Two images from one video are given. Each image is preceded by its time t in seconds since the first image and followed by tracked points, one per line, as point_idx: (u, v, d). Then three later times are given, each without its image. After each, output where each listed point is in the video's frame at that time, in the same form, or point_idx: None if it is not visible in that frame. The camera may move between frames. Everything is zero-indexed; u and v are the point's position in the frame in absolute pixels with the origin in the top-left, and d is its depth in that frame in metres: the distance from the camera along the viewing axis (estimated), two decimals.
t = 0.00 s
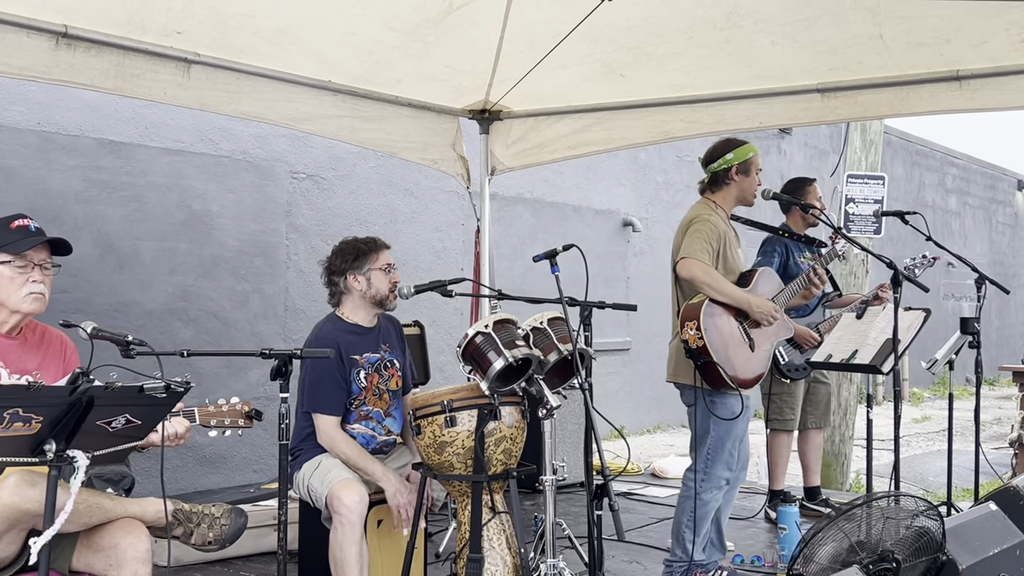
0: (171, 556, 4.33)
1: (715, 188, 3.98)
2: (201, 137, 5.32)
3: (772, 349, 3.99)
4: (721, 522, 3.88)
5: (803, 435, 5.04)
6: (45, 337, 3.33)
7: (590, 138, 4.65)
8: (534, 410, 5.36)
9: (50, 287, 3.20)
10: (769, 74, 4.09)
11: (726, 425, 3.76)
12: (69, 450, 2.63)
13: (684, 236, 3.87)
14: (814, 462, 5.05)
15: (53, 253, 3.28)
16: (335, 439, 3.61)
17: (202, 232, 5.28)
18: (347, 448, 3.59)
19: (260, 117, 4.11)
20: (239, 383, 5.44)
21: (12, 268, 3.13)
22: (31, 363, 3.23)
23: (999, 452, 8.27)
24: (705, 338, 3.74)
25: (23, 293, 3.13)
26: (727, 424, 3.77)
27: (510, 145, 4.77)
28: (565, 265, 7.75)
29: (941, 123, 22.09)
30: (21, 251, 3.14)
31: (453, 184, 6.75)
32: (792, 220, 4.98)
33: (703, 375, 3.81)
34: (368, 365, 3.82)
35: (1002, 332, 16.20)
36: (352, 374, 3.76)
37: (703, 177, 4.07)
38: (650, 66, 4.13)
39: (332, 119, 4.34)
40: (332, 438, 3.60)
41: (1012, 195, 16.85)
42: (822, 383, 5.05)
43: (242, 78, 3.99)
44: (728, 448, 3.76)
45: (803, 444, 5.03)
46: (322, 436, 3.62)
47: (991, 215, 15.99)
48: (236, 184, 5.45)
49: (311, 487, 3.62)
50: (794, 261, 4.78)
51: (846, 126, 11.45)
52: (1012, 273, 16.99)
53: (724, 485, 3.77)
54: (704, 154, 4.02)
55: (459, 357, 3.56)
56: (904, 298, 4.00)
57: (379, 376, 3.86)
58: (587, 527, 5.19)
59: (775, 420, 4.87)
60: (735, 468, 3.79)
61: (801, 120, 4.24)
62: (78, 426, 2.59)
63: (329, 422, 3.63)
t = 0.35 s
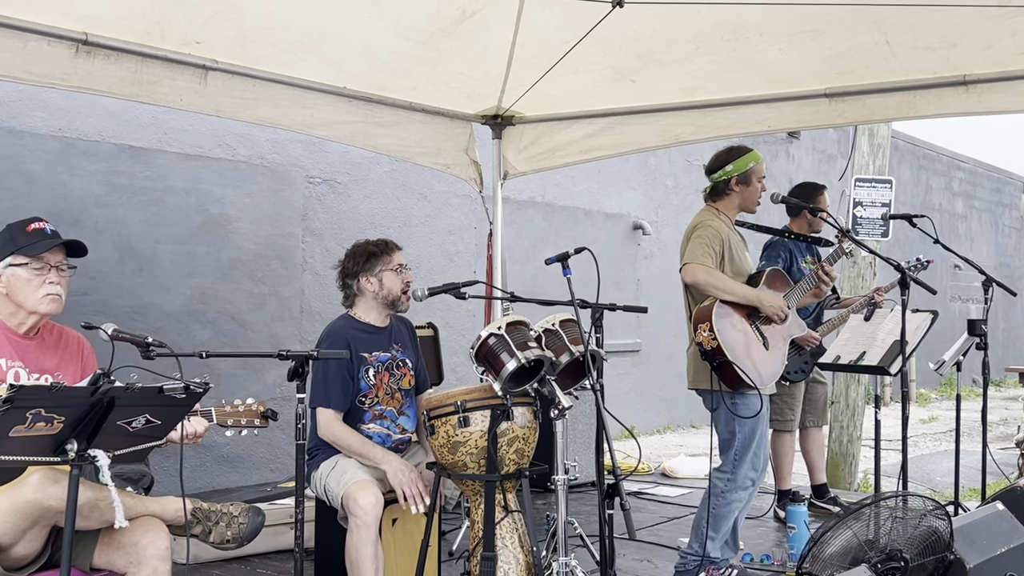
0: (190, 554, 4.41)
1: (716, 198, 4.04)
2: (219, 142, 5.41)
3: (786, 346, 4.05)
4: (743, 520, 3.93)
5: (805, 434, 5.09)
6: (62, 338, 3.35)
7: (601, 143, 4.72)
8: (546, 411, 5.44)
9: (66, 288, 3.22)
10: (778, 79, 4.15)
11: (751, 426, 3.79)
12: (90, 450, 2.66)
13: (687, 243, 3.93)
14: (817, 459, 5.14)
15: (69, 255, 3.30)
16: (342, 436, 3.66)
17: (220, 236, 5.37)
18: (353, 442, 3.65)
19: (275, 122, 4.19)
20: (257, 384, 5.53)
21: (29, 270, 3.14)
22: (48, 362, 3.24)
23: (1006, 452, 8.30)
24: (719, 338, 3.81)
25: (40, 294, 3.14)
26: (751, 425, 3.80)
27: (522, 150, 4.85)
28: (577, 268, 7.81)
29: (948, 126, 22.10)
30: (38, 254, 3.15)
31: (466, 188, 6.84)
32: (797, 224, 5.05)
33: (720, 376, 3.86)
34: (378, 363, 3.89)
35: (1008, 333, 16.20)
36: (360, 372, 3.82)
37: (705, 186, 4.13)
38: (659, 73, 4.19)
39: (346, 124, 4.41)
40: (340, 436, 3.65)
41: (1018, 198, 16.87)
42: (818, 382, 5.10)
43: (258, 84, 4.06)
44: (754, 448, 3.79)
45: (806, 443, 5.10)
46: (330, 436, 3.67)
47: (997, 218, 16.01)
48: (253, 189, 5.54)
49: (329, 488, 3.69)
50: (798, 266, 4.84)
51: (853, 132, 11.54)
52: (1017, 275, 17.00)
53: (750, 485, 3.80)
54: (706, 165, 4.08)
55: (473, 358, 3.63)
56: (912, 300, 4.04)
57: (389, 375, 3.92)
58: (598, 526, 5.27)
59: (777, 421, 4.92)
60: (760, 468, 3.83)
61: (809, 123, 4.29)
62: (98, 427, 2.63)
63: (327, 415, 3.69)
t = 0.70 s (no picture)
0: (207, 550, 4.51)
1: (723, 199, 4.11)
2: (235, 147, 5.51)
3: (775, 351, 4.11)
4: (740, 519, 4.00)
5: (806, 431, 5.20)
6: (78, 338, 3.41)
7: (609, 146, 4.80)
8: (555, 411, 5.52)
9: (83, 289, 3.28)
10: (785, 84, 4.21)
11: (742, 427, 3.85)
12: (109, 447, 2.72)
13: (691, 241, 4.00)
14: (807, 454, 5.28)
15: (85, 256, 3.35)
16: (342, 432, 3.77)
17: (236, 238, 5.47)
18: (353, 438, 3.78)
19: (289, 126, 4.27)
20: (272, 383, 5.63)
21: (45, 272, 3.20)
22: (64, 363, 3.32)
23: (1010, 451, 8.34)
24: (710, 342, 3.86)
25: (56, 295, 3.20)
26: (742, 426, 3.86)
27: (532, 154, 4.93)
28: (587, 270, 7.89)
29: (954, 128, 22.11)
30: (54, 255, 3.21)
31: (477, 191, 6.94)
32: (797, 227, 5.11)
33: (709, 378, 3.92)
34: (386, 364, 3.97)
35: (1011, 334, 16.21)
36: (368, 371, 3.91)
37: (713, 186, 4.20)
38: (667, 78, 4.26)
39: (359, 128, 4.49)
40: (340, 431, 3.76)
41: None
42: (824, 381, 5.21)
43: (273, 90, 4.14)
44: (747, 449, 3.86)
45: (806, 439, 5.21)
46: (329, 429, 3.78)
47: (1001, 220, 16.02)
48: (268, 192, 5.64)
49: (341, 482, 3.76)
50: (807, 266, 4.92)
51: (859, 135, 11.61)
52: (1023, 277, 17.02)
53: (745, 485, 3.87)
54: (717, 165, 4.13)
55: (484, 358, 3.70)
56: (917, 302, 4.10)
57: (398, 375, 4.00)
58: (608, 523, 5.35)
59: (792, 421, 4.97)
60: (754, 468, 3.90)
61: (815, 128, 4.36)
62: (117, 426, 2.69)
63: (331, 410, 3.79)
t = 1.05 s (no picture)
0: (221, 547, 4.60)
1: (713, 200, 4.18)
2: (248, 150, 5.60)
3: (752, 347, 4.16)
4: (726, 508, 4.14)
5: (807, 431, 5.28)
6: (90, 339, 3.44)
7: (616, 150, 4.87)
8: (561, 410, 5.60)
9: (94, 288, 3.33)
10: (789, 88, 4.28)
11: (719, 418, 3.99)
12: (126, 445, 2.79)
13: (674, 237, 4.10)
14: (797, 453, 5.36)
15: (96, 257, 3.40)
16: (374, 437, 3.82)
17: (250, 240, 5.57)
18: (386, 443, 3.81)
19: (302, 130, 4.34)
20: (285, 383, 5.72)
21: (58, 272, 3.24)
22: (78, 362, 3.35)
23: (1012, 450, 8.41)
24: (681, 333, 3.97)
25: (69, 295, 3.25)
26: (718, 417, 3.99)
27: (540, 157, 5.01)
28: (593, 271, 7.97)
29: (957, 129, 22.14)
30: (66, 256, 3.26)
31: (486, 194, 7.03)
32: (799, 228, 5.17)
33: (682, 369, 4.03)
34: (400, 369, 4.05)
35: (1013, 334, 16.25)
36: (386, 374, 3.99)
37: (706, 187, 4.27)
38: (673, 82, 4.34)
39: (370, 132, 4.57)
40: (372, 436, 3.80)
41: None
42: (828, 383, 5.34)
43: (286, 94, 4.22)
44: (725, 440, 3.99)
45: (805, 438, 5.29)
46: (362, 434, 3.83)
47: (1002, 222, 16.05)
48: (281, 195, 5.74)
49: (354, 483, 3.85)
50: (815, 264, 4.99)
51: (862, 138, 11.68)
52: None
53: (728, 475, 4.00)
54: (711, 166, 4.19)
55: (493, 358, 3.77)
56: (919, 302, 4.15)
57: (410, 381, 4.08)
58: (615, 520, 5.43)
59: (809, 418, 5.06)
60: (733, 457, 4.03)
61: (819, 131, 4.42)
62: (133, 425, 2.78)
63: (363, 416, 3.84)
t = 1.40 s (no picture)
0: (232, 543, 4.67)
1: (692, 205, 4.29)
2: (258, 152, 5.68)
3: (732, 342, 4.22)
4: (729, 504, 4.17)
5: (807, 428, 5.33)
6: (97, 336, 3.51)
7: (620, 151, 4.92)
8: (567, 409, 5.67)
9: (97, 285, 3.40)
10: (792, 91, 4.32)
11: (710, 413, 4.07)
12: (138, 442, 2.86)
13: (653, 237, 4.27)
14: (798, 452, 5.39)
15: (99, 253, 3.46)
16: (381, 429, 3.93)
17: (260, 240, 5.65)
18: (392, 435, 3.92)
19: (311, 132, 4.41)
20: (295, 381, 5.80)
21: (61, 271, 3.32)
22: (87, 359, 3.41)
23: (1013, 448, 8.45)
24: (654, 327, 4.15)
25: (73, 292, 3.32)
26: (709, 413, 4.07)
27: (546, 159, 5.07)
28: (599, 271, 8.02)
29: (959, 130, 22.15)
30: (68, 254, 3.33)
31: (493, 195, 7.09)
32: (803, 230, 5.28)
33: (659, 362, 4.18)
34: (413, 365, 4.11)
35: (1014, 334, 16.29)
36: (398, 370, 4.05)
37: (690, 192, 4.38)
38: (676, 86, 4.39)
39: (377, 134, 4.64)
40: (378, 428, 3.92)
41: None
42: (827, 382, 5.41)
43: (296, 97, 4.29)
44: (718, 435, 4.05)
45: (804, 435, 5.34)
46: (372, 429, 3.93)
47: (1003, 223, 16.08)
48: (291, 196, 5.81)
49: (364, 473, 3.91)
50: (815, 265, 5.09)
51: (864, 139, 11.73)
52: None
53: (726, 470, 4.04)
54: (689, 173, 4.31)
55: (500, 356, 3.83)
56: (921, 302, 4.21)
57: (422, 378, 4.14)
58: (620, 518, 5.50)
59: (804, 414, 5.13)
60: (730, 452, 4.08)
61: (822, 133, 4.47)
62: (146, 422, 2.84)
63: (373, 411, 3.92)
